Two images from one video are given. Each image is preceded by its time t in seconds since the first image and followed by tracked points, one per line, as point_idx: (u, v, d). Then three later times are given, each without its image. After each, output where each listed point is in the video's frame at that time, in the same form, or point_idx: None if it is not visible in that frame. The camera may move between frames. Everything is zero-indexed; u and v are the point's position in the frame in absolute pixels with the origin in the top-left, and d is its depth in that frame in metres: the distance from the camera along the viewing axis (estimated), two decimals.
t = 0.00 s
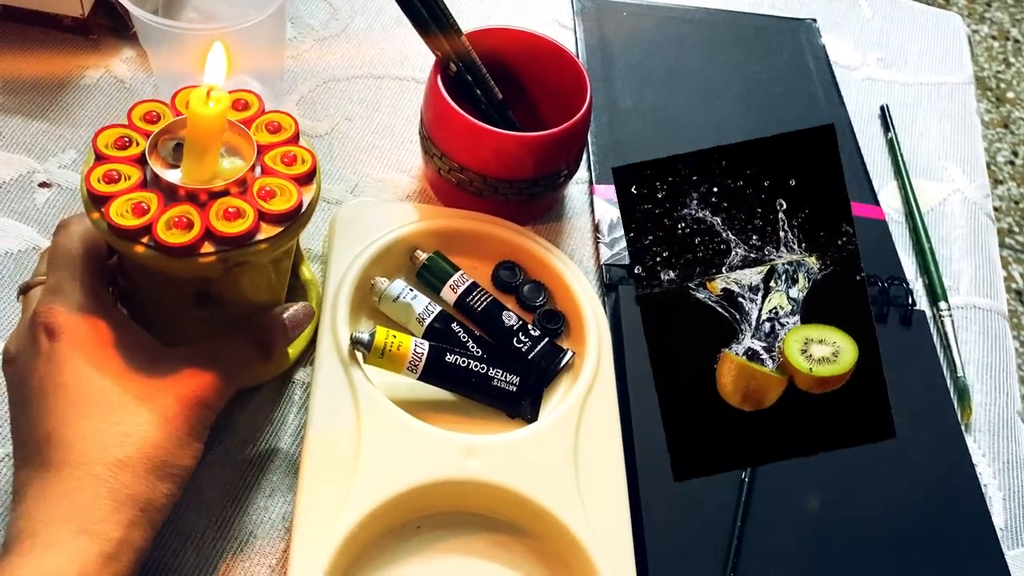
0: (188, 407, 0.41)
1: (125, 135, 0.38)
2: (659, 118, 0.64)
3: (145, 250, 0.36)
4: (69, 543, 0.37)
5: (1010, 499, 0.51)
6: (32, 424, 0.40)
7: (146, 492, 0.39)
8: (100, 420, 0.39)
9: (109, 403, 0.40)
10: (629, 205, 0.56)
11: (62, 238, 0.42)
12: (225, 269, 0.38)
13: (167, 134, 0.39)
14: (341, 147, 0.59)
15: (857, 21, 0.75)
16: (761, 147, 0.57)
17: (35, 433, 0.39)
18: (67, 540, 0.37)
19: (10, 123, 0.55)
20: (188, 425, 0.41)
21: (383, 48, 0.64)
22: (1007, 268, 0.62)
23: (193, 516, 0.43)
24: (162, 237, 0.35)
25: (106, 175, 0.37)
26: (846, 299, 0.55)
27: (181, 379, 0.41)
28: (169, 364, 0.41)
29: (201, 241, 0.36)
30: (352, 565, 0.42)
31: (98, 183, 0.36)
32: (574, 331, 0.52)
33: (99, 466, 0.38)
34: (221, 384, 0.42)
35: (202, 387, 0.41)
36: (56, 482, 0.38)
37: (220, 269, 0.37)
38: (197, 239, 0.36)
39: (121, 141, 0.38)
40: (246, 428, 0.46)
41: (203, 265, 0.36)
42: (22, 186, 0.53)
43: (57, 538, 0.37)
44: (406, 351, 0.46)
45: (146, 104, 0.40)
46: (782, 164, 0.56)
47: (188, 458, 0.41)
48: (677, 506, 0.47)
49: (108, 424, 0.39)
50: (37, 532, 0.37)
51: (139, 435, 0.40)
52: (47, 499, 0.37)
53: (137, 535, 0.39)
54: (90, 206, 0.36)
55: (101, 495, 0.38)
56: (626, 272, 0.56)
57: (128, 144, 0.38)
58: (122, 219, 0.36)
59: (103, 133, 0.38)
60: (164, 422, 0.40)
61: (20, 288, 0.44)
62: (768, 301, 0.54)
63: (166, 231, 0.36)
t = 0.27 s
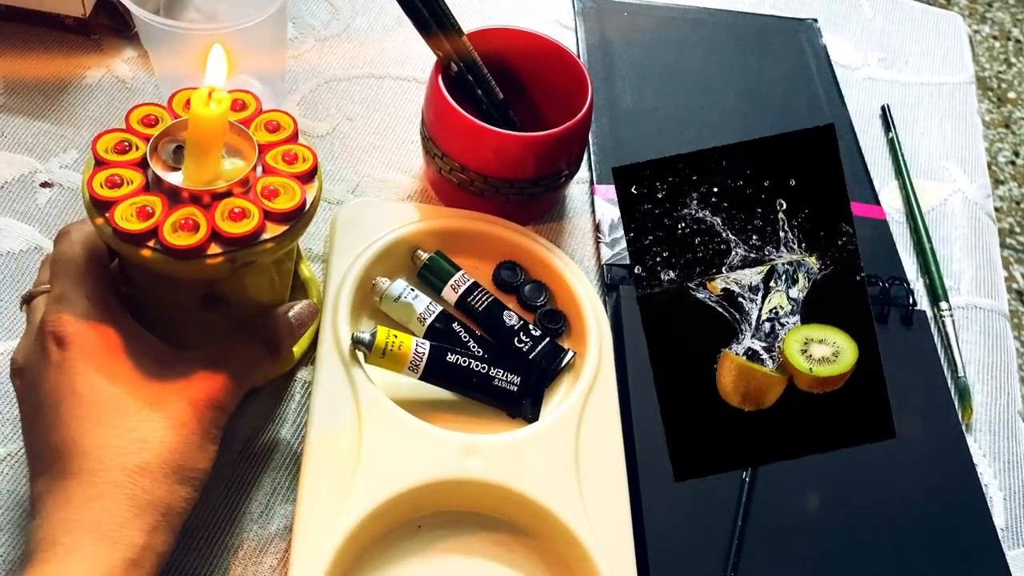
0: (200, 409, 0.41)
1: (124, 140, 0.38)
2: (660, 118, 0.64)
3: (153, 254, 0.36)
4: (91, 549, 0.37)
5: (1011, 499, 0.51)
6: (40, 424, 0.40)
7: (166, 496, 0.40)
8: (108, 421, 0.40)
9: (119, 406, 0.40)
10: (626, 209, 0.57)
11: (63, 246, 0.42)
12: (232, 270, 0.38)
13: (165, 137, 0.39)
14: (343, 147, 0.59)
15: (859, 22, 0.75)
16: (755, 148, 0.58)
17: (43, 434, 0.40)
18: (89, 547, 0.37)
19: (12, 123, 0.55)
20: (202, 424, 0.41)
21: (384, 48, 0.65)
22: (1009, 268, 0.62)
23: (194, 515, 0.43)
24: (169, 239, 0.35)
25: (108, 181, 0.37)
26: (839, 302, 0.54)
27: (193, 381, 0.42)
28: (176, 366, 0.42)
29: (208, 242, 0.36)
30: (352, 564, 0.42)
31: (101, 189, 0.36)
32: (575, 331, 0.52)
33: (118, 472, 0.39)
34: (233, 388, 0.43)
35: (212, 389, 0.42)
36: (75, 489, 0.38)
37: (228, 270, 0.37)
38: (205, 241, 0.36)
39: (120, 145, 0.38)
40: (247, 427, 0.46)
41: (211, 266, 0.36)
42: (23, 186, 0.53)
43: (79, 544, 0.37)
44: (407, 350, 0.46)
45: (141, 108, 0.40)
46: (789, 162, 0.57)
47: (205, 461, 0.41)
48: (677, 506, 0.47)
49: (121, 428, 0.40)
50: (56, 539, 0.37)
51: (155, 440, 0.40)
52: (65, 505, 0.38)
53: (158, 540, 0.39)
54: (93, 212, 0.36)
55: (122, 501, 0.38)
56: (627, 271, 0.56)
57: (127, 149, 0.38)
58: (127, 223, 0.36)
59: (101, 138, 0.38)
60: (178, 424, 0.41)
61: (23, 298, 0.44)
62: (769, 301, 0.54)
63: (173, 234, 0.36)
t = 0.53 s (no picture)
0: (212, 412, 0.42)
1: (123, 145, 0.38)
2: (660, 118, 0.64)
3: (157, 258, 0.36)
4: (112, 555, 0.37)
5: (1009, 500, 0.51)
6: (53, 427, 0.40)
7: (184, 500, 0.40)
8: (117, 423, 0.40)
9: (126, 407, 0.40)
10: (636, 194, 0.49)
11: (63, 255, 0.42)
12: (237, 272, 0.38)
13: (163, 140, 0.39)
14: (342, 148, 0.59)
15: (858, 22, 0.75)
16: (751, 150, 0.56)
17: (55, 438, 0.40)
18: (111, 553, 0.37)
19: (13, 124, 0.55)
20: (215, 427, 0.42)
21: (384, 49, 0.65)
22: (1008, 268, 0.63)
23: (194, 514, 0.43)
24: (174, 243, 0.36)
25: (109, 187, 0.37)
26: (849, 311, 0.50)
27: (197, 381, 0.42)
28: (178, 366, 0.42)
29: (213, 244, 0.36)
30: (352, 563, 0.42)
31: (101, 195, 0.36)
32: (575, 331, 0.52)
33: (136, 478, 0.39)
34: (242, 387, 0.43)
35: (224, 392, 0.42)
36: (94, 497, 0.38)
37: (233, 272, 0.38)
38: (210, 243, 0.36)
39: (118, 151, 0.38)
40: (251, 428, 0.46)
41: (216, 268, 0.37)
42: (25, 186, 0.53)
43: (100, 550, 0.37)
44: (407, 350, 0.46)
45: (138, 112, 0.40)
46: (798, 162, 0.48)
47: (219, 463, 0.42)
48: (677, 506, 0.47)
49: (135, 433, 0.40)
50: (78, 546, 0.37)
51: (171, 445, 0.40)
52: (85, 512, 0.38)
53: (177, 545, 0.39)
54: (94, 218, 0.36)
55: (141, 506, 0.39)
56: (626, 273, 0.56)
57: (126, 154, 0.38)
58: (131, 228, 0.36)
59: (100, 144, 0.38)
60: (190, 428, 0.41)
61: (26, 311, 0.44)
62: (769, 303, 0.51)
63: (178, 237, 0.36)
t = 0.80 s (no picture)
0: (223, 417, 0.42)
1: (120, 149, 0.38)
2: (659, 119, 0.64)
3: (159, 260, 0.36)
4: (128, 561, 0.37)
5: (1009, 501, 0.51)
6: (63, 430, 0.40)
7: (199, 504, 0.40)
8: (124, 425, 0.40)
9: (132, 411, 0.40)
10: (618, 221, 0.56)
11: (62, 260, 0.42)
12: (238, 273, 0.38)
13: (161, 143, 0.39)
14: (342, 148, 0.59)
15: (858, 22, 0.75)
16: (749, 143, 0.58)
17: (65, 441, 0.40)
18: (127, 559, 0.37)
19: (13, 124, 0.55)
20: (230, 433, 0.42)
21: (384, 49, 0.65)
22: (1009, 269, 0.63)
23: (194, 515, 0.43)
24: (176, 245, 0.36)
25: (108, 191, 0.37)
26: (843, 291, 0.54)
27: (197, 381, 0.42)
28: (179, 367, 0.42)
29: (215, 245, 0.36)
30: (351, 563, 0.42)
31: (101, 199, 0.36)
32: (574, 332, 0.52)
33: (151, 484, 0.39)
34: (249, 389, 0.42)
35: (232, 395, 0.42)
36: (109, 503, 0.38)
37: (234, 272, 0.38)
38: (212, 244, 0.36)
39: (116, 155, 0.38)
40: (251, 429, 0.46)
41: (218, 269, 0.37)
42: (25, 187, 0.53)
43: (117, 557, 0.37)
44: (406, 351, 0.46)
45: (135, 116, 0.40)
46: (770, 159, 0.57)
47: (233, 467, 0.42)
48: (677, 507, 0.47)
49: (148, 439, 0.40)
50: (98, 551, 0.37)
51: (184, 451, 0.40)
52: (103, 517, 0.38)
53: (194, 550, 0.39)
54: (94, 222, 0.36)
55: (157, 512, 0.39)
56: (624, 275, 0.55)
57: (124, 158, 0.38)
58: (131, 232, 0.36)
59: (97, 149, 0.38)
60: (201, 434, 0.41)
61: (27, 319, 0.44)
62: (769, 300, 0.54)
63: (179, 239, 0.36)
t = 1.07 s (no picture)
0: (227, 417, 0.42)
1: (119, 151, 0.38)
2: (658, 120, 0.64)
3: (157, 262, 0.36)
4: (131, 563, 0.37)
5: (1007, 502, 0.51)
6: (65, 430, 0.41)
7: (201, 508, 0.40)
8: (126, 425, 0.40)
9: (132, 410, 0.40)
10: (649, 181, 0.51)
11: (61, 261, 0.42)
12: (236, 274, 0.38)
13: (159, 145, 0.39)
14: (341, 150, 0.59)
15: (858, 24, 0.75)
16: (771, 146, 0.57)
17: (69, 441, 0.40)
18: (129, 562, 0.37)
19: (13, 126, 0.55)
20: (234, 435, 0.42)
21: (384, 51, 0.65)
22: (1009, 270, 0.63)
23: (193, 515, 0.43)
24: (174, 247, 0.36)
25: (107, 193, 0.37)
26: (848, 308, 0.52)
27: (197, 382, 0.42)
28: (180, 367, 0.42)
29: (213, 247, 0.36)
30: (349, 564, 0.42)
31: (99, 201, 0.36)
32: (572, 333, 0.52)
33: (153, 485, 0.39)
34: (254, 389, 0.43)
35: (236, 396, 0.42)
36: (110, 504, 0.38)
37: (233, 274, 0.38)
38: (210, 246, 0.36)
39: (115, 156, 0.38)
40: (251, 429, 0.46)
41: (217, 271, 0.37)
42: (25, 188, 0.53)
43: (119, 559, 0.37)
44: (404, 352, 0.46)
45: (133, 117, 0.40)
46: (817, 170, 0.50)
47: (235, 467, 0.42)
48: (676, 508, 0.47)
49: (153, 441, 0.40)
50: (102, 552, 0.37)
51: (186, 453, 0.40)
52: (105, 520, 0.38)
53: (196, 552, 0.39)
54: (93, 224, 0.36)
55: (160, 514, 0.39)
56: (624, 275, 0.56)
57: (122, 160, 0.38)
58: (130, 234, 0.36)
59: (96, 150, 0.38)
60: (204, 436, 0.41)
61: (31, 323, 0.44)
62: (768, 304, 0.52)
63: (178, 241, 0.36)
